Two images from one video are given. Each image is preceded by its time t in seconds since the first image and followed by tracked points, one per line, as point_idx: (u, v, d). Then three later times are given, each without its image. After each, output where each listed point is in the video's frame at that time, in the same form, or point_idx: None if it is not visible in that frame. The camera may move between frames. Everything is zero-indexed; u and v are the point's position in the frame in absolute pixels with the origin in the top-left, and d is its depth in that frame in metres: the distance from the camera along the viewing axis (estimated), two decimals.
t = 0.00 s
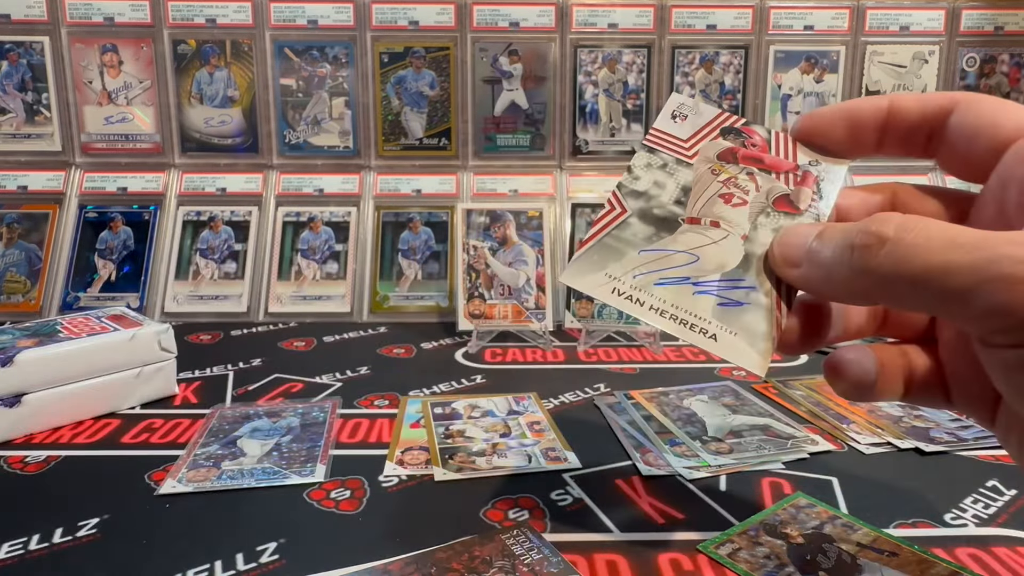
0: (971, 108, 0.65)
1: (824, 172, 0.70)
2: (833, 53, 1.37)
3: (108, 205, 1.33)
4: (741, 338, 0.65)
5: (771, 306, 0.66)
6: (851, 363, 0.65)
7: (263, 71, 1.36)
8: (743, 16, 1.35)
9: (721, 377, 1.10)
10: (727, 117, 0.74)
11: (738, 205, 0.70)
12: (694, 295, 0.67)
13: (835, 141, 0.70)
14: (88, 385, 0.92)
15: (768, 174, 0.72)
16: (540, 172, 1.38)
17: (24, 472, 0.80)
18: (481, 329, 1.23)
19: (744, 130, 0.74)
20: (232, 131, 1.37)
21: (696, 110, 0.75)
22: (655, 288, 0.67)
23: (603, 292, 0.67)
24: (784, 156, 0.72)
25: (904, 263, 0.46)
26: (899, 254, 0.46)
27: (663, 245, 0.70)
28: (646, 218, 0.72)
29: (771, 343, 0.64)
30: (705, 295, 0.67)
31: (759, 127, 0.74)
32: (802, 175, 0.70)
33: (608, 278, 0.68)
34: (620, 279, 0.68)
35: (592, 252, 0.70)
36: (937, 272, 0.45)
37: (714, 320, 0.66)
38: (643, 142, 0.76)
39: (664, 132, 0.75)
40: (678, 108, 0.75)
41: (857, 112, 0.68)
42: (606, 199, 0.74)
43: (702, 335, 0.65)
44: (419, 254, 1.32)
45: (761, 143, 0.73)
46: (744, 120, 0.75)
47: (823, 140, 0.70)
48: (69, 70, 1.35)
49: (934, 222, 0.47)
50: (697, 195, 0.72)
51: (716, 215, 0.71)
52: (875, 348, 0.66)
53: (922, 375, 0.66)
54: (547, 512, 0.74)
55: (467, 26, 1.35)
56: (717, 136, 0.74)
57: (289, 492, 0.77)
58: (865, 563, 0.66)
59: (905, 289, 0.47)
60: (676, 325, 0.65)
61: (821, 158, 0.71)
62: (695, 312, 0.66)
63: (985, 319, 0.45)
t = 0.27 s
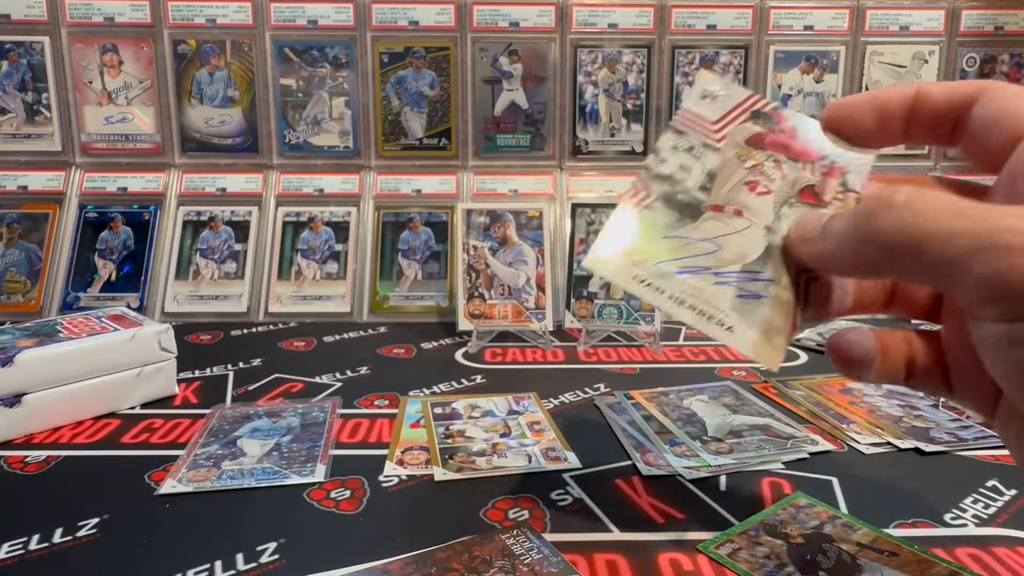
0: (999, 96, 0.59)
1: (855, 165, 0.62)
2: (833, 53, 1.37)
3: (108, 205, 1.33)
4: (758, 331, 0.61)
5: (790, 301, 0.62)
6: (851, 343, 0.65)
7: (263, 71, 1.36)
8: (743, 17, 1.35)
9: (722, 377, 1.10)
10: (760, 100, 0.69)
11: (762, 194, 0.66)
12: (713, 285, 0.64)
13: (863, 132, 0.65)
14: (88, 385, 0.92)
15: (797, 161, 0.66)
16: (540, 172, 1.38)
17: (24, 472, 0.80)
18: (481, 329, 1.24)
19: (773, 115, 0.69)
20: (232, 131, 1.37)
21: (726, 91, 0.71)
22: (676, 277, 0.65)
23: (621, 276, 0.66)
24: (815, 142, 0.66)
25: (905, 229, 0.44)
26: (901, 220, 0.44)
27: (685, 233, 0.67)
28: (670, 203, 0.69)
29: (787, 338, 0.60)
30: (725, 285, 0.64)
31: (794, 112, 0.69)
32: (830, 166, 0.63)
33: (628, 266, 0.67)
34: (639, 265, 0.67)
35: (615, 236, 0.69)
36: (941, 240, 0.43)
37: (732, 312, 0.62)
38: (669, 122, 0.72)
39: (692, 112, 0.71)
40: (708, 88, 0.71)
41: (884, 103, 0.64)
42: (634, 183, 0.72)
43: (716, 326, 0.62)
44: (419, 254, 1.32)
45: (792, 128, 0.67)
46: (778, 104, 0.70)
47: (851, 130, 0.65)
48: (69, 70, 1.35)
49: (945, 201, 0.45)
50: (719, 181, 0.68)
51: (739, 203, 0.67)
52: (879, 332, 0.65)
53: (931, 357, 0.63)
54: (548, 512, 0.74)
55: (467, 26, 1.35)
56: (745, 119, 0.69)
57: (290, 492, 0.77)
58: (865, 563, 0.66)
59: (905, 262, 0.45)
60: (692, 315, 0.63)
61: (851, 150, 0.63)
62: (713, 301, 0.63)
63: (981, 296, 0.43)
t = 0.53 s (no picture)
0: None
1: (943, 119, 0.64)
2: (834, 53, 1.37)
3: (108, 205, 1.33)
4: (837, 291, 0.68)
5: (873, 259, 0.67)
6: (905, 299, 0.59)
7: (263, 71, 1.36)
8: (743, 16, 1.35)
9: (722, 377, 1.10)
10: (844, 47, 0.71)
11: (844, 146, 0.69)
12: (794, 243, 0.70)
13: (953, 83, 0.61)
14: (88, 385, 0.92)
15: (881, 113, 0.68)
16: (540, 172, 1.38)
17: (24, 471, 0.80)
18: (481, 329, 1.24)
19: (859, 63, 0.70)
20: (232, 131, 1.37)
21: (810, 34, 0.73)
22: (754, 232, 0.71)
23: (702, 232, 0.73)
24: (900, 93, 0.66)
25: (989, 139, 0.43)
26: (990, 127, 0.44)
27: (765, 184, 0.73)
28: (749, 153, 0.74)
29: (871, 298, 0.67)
30: (806, 243, 0.69)
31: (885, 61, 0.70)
32: (918, 120, 0.65)
33: (707, 218, 0.73)
34: (719, 219, 0.73)
35: (694, 190, 0.74)
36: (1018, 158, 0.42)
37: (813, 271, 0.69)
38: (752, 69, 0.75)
39: (771, 57, 0.74)
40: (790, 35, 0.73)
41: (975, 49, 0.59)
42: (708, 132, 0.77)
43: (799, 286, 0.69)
44: (419, 254, 1.32)
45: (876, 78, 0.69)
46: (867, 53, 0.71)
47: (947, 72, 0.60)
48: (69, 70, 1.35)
49: None
50: (803, 132, 0.72)
51: (821, 155, 0.70)
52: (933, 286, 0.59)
53: (982, 320, 0.56)
54: (548, 512, 0.74)
55: (467, 26, 1.35)
56: (828, 67, 0.71)
57: (290, 492, 0.77)
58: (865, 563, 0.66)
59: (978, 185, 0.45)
60: (768, 270, 0.70)
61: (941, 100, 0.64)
62: (794, 260, 0.69)
63: None
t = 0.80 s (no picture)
0: None
1: (915, 77, 0.64)
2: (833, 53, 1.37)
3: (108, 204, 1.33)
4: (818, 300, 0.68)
5: (852, 259, 0.67)
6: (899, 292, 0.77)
7: (263, 71, 1.36)
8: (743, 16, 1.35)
9: (722, 377, 1.10)
10: (805, 9, 0.67)
11: (812, 133, 0.68)
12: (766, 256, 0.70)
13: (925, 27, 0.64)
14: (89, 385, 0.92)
15: (849, 82, 0.66)
16: (540, 172, 1.38)
17: (25, 472, 0.80)
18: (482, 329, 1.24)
19: (822, 23, 0.66)
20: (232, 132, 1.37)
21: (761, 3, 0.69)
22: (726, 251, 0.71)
23: (672, 262, 0.73)
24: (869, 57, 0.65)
25: (965, 149, 0.48)
26: (963, 138, 0.48)
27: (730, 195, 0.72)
28: (710, 162, 0.73)
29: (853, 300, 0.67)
30: (778, 255, 0.70)
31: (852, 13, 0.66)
32: (890, 82, 0.65)
33: (675, 246, 0.73)
34: (686, 245, 0.73)
35: (656, 218, 0.74)
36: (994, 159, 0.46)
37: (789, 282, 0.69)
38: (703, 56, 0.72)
39: (722, 37, 0.71)
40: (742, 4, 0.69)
41: None
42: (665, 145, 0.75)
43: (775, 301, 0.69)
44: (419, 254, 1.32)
45: (842, 40, 0.66)
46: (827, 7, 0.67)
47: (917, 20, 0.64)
48: (69, 70, 1.35)
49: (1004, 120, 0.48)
50: (766, 123, 0.70)
51: (788, 148, 0.69)
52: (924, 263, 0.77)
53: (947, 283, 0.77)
54: (548, 512, 0.74)
55: (467, 26, 1.35)
56: (788, 36, 0.68)
57: (290, 492, 0.77)
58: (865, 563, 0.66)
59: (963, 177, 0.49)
60: (735, 288, 0.70)
61: (911, 56, 0.64)
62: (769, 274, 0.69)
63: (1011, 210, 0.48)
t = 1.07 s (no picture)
0: None
1: (873, 95, 0.64)
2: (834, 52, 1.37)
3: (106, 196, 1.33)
4: (807, 338, 0.68)
5: (831, 289, 0.67)
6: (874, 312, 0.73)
7: (263, 71, 1.36)
8: (743, 16, 1.35)
9: (722, 378, 1.10)
10: (753, 36, 0.67)
11: (779, 166, 0.67)
12: (752, 301, 0.69)
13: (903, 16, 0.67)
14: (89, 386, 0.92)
15: (810, 109, 0.66)
16: (540, 172, 1.38)
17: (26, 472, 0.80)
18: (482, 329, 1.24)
19: (772, 51, 0.66)
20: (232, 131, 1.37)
21: (710, 35, 0.67)
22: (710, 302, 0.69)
23: (658, 321, 0.71)
24: (825, 81, 0.65)
25: (930, 192, 0.48)
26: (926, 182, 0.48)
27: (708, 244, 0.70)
28: (681, 212, 0.71)
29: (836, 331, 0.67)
30: (763, 298, 0.69)
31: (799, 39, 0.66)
32: (849, 103, 0.64)
33: (657, 303, 0.71)
34: (670, 301, 0.70)
35: (635, 277, 0.71)
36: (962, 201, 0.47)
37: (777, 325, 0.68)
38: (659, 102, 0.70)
39: (677, 79, 0.69)
40: (691, 40, 0.67)
41: None
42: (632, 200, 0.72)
43: (768, 344, 0.68)
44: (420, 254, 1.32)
45: (796, 67, 0.66)
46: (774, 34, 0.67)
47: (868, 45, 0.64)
48: (70, 70, 1.35)
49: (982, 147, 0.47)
50: (732, 164, 0.69)
51: (758, 186, 0.68)
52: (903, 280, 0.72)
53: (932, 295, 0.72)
54: (549, 513, 0.74)
55: (467, 26, 1.35)
56: (743, 70, 0.67)
57: (290, 492, 0.77)
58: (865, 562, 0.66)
59: (931, 221, 0.49)
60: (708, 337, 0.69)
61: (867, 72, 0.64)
62: (757, 319, 0.68)
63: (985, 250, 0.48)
